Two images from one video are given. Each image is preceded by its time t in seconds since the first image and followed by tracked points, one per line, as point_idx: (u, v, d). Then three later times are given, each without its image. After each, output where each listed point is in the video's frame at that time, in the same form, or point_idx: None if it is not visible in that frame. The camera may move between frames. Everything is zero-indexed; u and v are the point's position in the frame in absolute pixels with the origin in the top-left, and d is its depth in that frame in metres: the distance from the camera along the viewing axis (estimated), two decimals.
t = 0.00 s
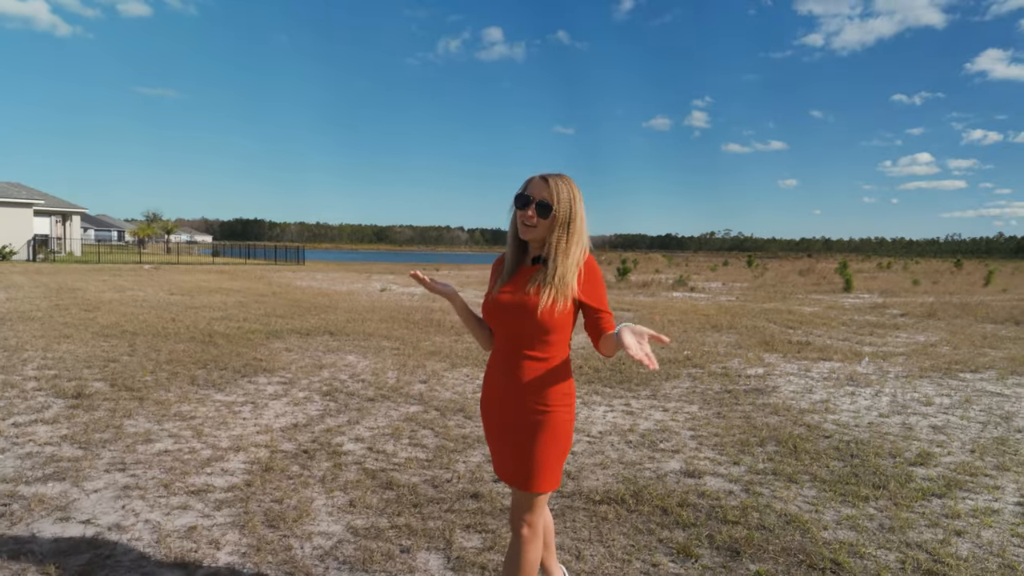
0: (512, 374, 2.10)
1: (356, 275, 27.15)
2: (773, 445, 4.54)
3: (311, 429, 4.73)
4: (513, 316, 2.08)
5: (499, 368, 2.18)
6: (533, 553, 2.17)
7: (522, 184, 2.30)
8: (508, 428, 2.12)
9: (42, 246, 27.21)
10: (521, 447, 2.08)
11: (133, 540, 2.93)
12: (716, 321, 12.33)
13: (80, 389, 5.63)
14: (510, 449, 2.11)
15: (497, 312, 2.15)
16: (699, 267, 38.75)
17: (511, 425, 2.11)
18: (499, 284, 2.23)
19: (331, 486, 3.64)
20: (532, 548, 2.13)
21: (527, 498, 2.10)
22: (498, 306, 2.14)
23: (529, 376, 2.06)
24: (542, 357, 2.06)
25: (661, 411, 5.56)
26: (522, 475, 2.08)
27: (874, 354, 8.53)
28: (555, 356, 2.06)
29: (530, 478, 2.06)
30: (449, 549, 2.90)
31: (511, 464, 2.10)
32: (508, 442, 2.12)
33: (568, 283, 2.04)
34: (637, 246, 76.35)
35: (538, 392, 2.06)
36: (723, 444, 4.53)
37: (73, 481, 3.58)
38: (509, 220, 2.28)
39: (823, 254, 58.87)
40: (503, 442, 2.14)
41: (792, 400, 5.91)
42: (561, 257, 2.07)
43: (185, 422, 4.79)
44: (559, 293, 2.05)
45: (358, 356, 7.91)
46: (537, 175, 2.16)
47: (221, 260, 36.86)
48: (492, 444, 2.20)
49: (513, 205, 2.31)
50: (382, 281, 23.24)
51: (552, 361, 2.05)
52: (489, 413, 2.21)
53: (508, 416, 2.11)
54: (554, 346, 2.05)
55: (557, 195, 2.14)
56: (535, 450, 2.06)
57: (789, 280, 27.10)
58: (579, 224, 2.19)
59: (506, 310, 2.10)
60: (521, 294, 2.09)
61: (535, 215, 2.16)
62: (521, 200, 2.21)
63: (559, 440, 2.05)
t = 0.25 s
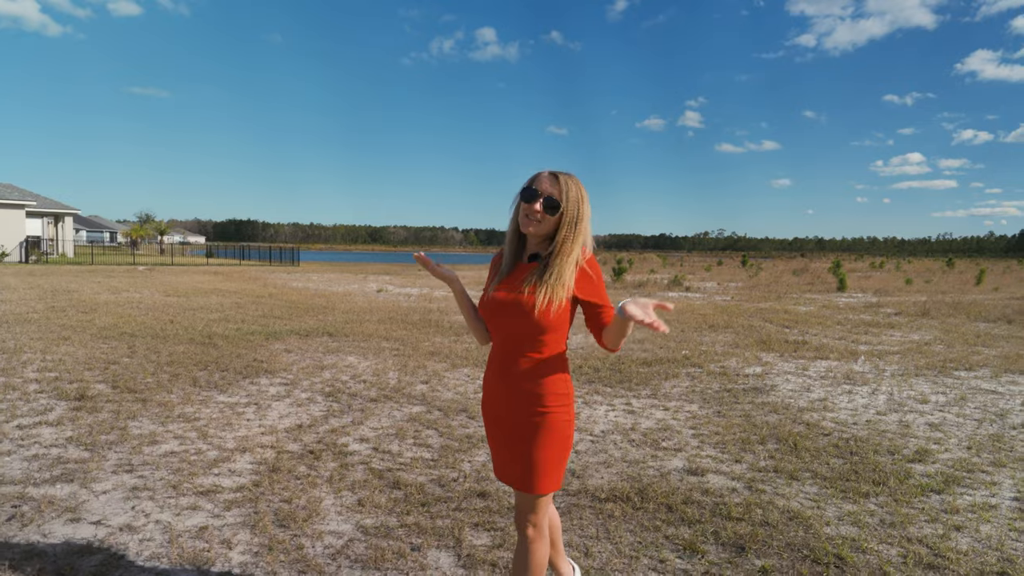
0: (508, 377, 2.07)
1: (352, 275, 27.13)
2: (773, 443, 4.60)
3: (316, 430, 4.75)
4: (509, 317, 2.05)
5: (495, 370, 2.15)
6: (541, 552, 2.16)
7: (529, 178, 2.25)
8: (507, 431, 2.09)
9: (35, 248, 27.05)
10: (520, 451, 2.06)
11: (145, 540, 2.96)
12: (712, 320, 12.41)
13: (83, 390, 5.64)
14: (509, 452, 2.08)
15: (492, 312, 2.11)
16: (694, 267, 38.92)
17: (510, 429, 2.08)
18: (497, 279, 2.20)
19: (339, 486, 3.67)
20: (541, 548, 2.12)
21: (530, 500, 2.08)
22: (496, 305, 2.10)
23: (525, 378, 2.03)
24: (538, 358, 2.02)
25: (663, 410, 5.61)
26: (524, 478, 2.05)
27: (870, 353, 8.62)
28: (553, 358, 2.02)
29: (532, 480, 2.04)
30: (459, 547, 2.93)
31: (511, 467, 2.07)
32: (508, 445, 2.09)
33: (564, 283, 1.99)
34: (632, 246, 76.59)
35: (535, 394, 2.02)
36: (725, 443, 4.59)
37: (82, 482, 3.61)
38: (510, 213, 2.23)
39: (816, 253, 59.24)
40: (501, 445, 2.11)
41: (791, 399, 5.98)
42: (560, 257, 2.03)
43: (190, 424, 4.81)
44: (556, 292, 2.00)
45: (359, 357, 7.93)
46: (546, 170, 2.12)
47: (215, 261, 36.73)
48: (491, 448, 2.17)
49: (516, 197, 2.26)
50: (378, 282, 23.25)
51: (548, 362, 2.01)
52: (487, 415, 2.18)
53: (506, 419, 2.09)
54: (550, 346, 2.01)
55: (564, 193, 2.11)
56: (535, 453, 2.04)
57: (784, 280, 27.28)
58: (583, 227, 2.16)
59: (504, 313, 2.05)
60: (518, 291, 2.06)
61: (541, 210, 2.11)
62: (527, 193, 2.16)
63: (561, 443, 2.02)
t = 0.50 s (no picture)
0: (505, 380, 2.05)
1: (347, 276, 27.10)
2: (772, 440, 4.67)
3: (319, 430, 4.78)
4: (505, 320, 2.03)
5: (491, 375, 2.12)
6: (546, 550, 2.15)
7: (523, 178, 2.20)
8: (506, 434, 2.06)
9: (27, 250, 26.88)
10: (519, 452, 2.03)
11: (156, 539, 3.00)
12: (708, 319, 12.49)
13: (84, 392, 5.66)
14: (508, 455, 2.05)
15: (487, 316, 2.09)
16: (689, 266, 39.09)
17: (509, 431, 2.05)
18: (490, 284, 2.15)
19: (345, 484, 3.71)
20: (545, 547, 2.10)
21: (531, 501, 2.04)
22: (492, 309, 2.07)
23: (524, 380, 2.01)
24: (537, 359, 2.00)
25: (662, 408, 5.67)
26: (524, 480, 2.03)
27: (865, 351, 8.73)
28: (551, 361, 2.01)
29: (533, 480, 2.02)
30: (467, 543, 2.98)
31: (511, 470, 2.05)
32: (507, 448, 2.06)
33: (556, 288, 1.96)
34: (626, 245, 76.82)
35: (534, 395, 2.01)
36: (724, 440, 4.65)
37: (89, 483, 3.64)
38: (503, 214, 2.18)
39: (809, 252, 59.61)
40: (499, 449, 2.08)
41: (788, 396, 6.06)
42: (552, 261, 1.99)
43: (194, 424, 4.83)
44: (550, 296, 1.96)
45: (358, 358, 7.96)
46: (544, 172, 2.08)
47: (209, 263, 36.59)
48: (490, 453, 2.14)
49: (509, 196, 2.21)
50: (374, 282, 23.25)
51: (546, 362, 2.00)
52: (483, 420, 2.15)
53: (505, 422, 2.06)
54: (547, 347, 2.00)
55: (560, 197, 2.08)
56: (536, 454, 2.01)
57: (778, 279, 27.44)
58: (577, 232, 2.13)
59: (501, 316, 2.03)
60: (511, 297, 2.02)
61: (535, 210, 2.06)
62: (522, 192, 2.11)
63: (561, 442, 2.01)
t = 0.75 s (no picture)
0: (507, 381, 2.03)
1: (346, 276, 27.09)
2: (773, 437, 4.73)
3: (325, 428, 4.81)
4: (507, 322, 2.02)
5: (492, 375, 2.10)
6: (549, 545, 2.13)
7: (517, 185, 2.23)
8: (507, 434, 2.03)
9: (25, 249, 26.84)
10: (522, 452, 2.01)
11: (168, 535, 3.04)
12: (708, 319, 12.55)
13: (90, 391, 5.70)
14: (510, 455, 2.02)
15: (490, 318, 2.09)
16: (686, 266, 39.21)
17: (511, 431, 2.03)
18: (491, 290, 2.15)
19: (353, 481, 3.75)
20: (550, 543, 2.07)
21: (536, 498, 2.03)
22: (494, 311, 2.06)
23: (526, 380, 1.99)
24: (539, 359, 1.98)
25: (664, 406, 5.72)
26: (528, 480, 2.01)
27: (864, 351, 8.79)
28: (554, 360, 1.99)
29: (537, 479, 2.00)
30: (476, 539, 3.02)
31: (512, 471, 2.02)
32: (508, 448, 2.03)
33: (558, 285, 1.96)
34: (624, 245, 77.06)
35: (537, 395, 1.98)
36: (726, 438, 4.70)
37: (99, 480, 3.68)
38: (503, 223, 2.20)
39: (806, 253, 59.88)
40: (500, 449, 2.05)
41: (788, 395, 6.12)
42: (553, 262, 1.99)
43: (200, 423, 4.87)
44: (552, 295, 1.96)
45: (361, 357, 8.00)
46: (538, 178, 2.10)
47: (207, 263, 36.54)
48: (481, 454, 2.07)
49: (506, 208, 2.23)
50: (373, 282, 23.26)
51: (549, 363, 1.98)
52: (481, 421, 2.11)
53: (507, 422, 2.03)
54: (550, 347, 1.98)
55: (556, 201, 2.10)
56: (540, 453, 2.00)
57: (776, 279, 27.55)
58: (576, 232, 2.15)
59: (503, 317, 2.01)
60: (513, 298, 2.02)
61: (534, 220, 2.09)
62: (518, 203, 2.14)
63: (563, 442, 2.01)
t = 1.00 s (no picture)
0: (509, 376, 2.05)
1: (348, 274, 27.14)
2: (775, 435, 4.77)
3: (331, 425, 4.86)
4: (508, 318, 2.04)
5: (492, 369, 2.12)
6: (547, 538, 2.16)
7: (521, 180, 2.25)
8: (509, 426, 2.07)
9: (28, 247, 26.95)
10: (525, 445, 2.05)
11: (180, 527, 3.09)
12: (710, 318, 12.58)
13: (98, 387, 5.76)
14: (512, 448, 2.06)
15: (491, 313, 2.10)
16: (688, 265, 39.22)
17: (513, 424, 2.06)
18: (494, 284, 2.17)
19: (360, 477, 3.80)
20: (550, 537, 2.11)
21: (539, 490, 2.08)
22: (495, 306, 2.08)
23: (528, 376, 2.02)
24: (542, 355, 2.01)
25: (667, 404, 5.76)
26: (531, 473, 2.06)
27: (866, 350, 8.82)
28: (555, 354, 2.03)
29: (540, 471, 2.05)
30: (483, 533, 3.07)
31: (515, 464, 2.06)
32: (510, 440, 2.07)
33: (562, 278, 1.99)
34: (625, 244, 77.06)
35: (540, 390, 2.03)
36: (729, 435, 4.75)
37: (111, 475, 3.74)
38: (506, 218, 2.23)
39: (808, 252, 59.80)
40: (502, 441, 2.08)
41: (790, 394, 6.16)
42: (555, 255, 2.02)
43: (208, 418, 4.92)
44: (555, 289, 1.99)
45: (365, 355, 8.05)
46: (539, 174, 2.13)
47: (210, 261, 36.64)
48: (484, 447, 2.10)
49: (509, 203, 2.27)
50: (375, 281, 23.32)
51: (552, 358, 2.02)
52: (481, 412, 2.14)
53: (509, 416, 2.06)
54: (552, 341, 2.01)
55: (559, 195, 2.13)
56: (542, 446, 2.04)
57: (778, 279, 27.55)
58: (579, 225, 2.17)
59: (505, 312, 2.04)
60: (514, 293, 2.04)
61: (536, 215, 2.12)
62: (520, 199, 2.17)
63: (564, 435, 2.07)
